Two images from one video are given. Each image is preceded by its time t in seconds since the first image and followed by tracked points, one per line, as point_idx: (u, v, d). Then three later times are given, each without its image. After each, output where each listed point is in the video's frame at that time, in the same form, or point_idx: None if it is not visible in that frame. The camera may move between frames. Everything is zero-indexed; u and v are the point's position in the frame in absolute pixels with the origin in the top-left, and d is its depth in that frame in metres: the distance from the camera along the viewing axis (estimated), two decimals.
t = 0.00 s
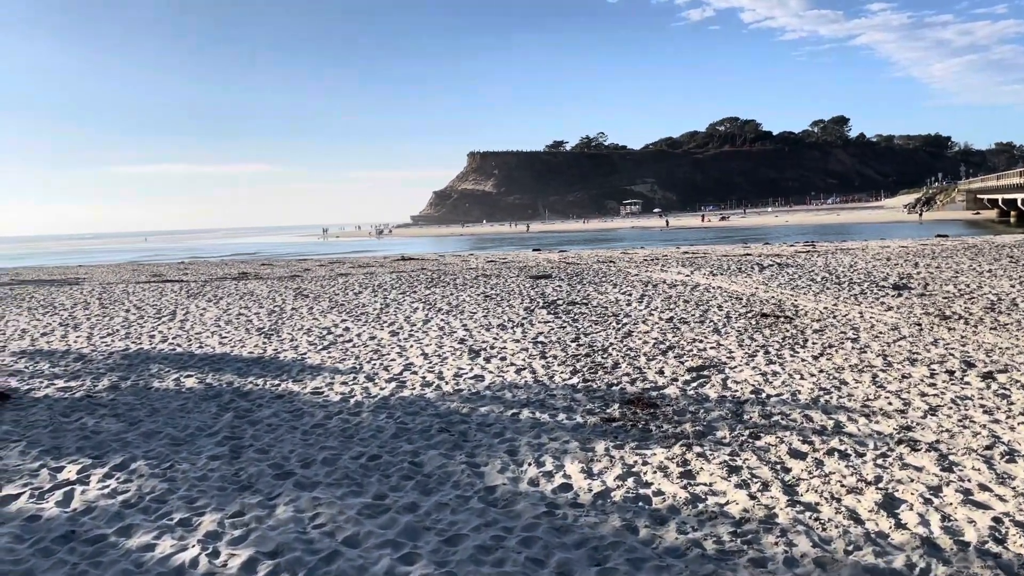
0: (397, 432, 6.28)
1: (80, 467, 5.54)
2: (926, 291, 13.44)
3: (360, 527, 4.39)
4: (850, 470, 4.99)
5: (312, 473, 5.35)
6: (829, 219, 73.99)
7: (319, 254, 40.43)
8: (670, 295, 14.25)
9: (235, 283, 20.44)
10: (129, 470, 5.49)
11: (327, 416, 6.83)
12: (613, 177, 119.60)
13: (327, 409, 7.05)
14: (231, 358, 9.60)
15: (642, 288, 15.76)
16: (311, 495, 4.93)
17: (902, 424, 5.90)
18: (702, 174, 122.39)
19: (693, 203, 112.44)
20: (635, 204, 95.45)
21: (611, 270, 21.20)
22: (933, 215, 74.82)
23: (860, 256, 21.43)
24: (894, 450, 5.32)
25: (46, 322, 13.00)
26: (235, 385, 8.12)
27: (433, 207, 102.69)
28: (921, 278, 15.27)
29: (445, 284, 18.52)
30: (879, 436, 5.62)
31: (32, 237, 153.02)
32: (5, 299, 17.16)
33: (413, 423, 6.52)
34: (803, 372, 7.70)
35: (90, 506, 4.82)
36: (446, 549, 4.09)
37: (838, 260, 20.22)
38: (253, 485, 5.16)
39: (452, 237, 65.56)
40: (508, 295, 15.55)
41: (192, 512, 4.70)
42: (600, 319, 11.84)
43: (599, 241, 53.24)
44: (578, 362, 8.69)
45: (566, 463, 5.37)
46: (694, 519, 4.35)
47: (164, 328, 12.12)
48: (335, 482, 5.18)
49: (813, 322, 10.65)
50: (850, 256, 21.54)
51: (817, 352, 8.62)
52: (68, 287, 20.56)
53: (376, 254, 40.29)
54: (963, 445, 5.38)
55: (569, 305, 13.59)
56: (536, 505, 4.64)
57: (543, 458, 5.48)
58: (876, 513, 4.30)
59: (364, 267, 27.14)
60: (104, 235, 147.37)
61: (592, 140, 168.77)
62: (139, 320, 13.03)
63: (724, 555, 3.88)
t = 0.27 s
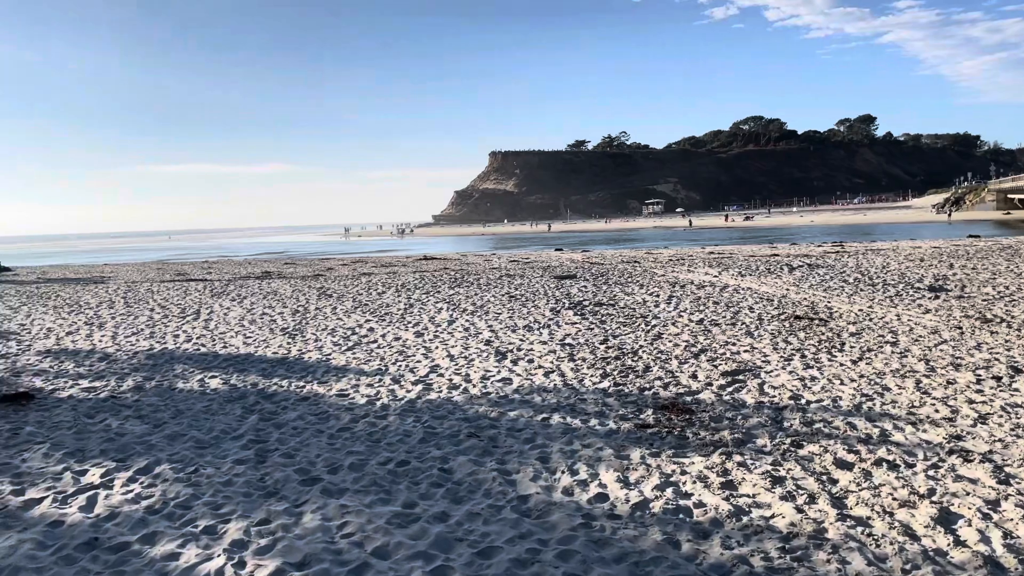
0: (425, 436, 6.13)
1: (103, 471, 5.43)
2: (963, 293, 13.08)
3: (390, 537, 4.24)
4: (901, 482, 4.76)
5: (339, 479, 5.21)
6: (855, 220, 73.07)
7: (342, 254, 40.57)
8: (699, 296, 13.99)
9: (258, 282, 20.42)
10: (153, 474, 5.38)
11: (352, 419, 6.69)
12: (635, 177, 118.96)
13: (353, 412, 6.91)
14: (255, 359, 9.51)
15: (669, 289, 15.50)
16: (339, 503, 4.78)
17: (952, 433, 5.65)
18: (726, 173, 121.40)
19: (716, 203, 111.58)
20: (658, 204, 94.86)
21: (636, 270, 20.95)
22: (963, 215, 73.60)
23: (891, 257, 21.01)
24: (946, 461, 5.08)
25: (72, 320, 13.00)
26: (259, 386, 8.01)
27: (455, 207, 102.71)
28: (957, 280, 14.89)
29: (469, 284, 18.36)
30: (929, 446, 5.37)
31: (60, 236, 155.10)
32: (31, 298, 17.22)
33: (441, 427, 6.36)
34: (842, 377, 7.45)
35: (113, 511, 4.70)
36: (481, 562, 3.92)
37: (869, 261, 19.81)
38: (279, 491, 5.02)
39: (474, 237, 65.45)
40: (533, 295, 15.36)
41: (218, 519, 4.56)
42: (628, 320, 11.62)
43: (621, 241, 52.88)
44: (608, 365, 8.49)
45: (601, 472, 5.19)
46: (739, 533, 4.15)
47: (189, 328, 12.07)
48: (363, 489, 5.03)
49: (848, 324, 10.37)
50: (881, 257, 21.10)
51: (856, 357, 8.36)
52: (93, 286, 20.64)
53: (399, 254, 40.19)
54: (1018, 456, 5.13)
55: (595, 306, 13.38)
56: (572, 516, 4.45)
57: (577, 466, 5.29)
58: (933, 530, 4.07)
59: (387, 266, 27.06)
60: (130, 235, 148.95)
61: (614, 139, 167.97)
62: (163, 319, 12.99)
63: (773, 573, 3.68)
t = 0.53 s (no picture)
0: (462, 437, 5.98)
1: (137, 470, 5.34)
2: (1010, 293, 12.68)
3: (430, 542, 4.08)
4: (965, 490, 4.52)
5: (376, 481, 5.07)
6: (887, 219, 71.93)
7: (370, 253, 40.68)
8: (734, 296, 13.72)
9: (288, 280, 20.43)
10: (187, 473, 5.29)
11: (387, 419, 6.56)
12: (662, 176, 118.19)
13: (387, 412, 6.78)
14: (287, 357, 9.42)
15: (703, 289, 15.23)
16: (376, 505, 4.64)
17: (1014, 438, 5.39)
18: (754, 173, 120.19)
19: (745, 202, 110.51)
20: (685, 204, 94.12)
21: (668, 269, 20.67)
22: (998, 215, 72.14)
23: (929, 256, 20.54)
24: (1012, 468, 4.83)
25: (105, 317, 13.04)
26: (292, 385, 7.91)
27: (481, 207, 102.71)
28: (1002, 280, 14.46)
29: (498, 283, 18.22)
30: (992, 453, 5.12)
31: (93, 235, 157.48)
32: (65, 296, 17.35)
33: (478, 428, 6.20)
34: (892, 379, 7.18)
35: (147, 512, 4.59)
36: (527, 570, 3.75)
37: (908, 261, 19.36)
38: (315, 492, 4.90)
39: (500, 236, 65.32)
40: (564, 294, 15.17)
41: (253, 521, 4.44)
42: (663, 320, 11.40)
43: (649, 240, 52.47)
44: (646, 365, 8.29)
45: (646, 476, 5.00)
46: (797, 544, 3.94)
47: (220, 325, 12.05)
48: (401, 491, 4.89)
49: (892, 325, 10.06)
50: (920, 256, 20.61)
51: (904, 358, 8.08)
52: (126, 284, 20.79)
53: (426, 253, 40.18)
54: None
55: (629, 305, 13.16)
56: (620, 522, 4.27)
57: (621, 469, 5.11)
58: (1006, 543, 3.84)
59: (416, 265, 27.00)
60: (161, 234, 150.89)
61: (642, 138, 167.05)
62: (195, 317, 12.98)
63: None
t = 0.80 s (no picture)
0: (503, 446, 5.81)
1: (172, 477, 5.25)
2: None
3: (475, 559, 3.92)
4: None
5: (416, 492, 4.93)
6: (925, 220, 70.56)
7: (402, 254, 40.75)
8: (774, 299, 13.41)
9: (321, 281, 20.44)
10: (224, 481, 5.18)
11: (425, 425, 6.41)
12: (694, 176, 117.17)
13: (425, 418, 6.63)
14: (322, 359, 9.33)
15: (742, 291, 14.92)
16: (418, 518, 4.49)
17: None
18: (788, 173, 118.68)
19: (778, 202, 109.16)
20: (717, 204, 93.15)
21: (704, 271, 20.34)
22: None
23: (974, 258, 19.97)
24: None
25: (141, 318, 13.08)
26: (328, 388, 7.81)
27: (511, 207, 102.59)
28: None
29: (532, 284, 18.04)
30: None
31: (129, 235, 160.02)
32: (102, 296, 17.49)
33: (519, 436, 6.03)
34: (949, 388, 6.89)
35: (183, 522, 4.49)
36: None
37: (953, 262, 18.85)
38: (354, 503, 4.76)
39: (531, 237, 65.13)
40: (600, 296, 14.94)
41: (291, 533, 4.31)
42: (702, 324, 11.14)
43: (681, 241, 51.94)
44: (688, 371, 8.06)
45: (696, 490, 4.79)
46: (863, 568, 3.72)
47: (255, 327, 12.01)
48: (442, 503, 4.73)
49: (943, 330, 9.72)
50: (965, 258, 20.06)
51: (959, 365, 7.76)
52: (162, 283, 20.95)
53: (459, 253, 40.14)
54: None
55: (667, 308, 12.91)
56: (673, 540, 4.08)
57: (669, 483, 4.91)
58: None
59: (448, 266, 26.91)
60: (195, 234, 152.92)
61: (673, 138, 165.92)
62: (230, 318, 12.96)
63: None
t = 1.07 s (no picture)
0: (538, 454, 5.65)
1: (203, 482, 5.17)
2: None
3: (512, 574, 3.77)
4: None
5: (450, 501, 4.79)
6: (964, 220, 69.08)
7: (432, 254, 40.79)
8: (813, 302, 13.08)
9: (353, 281, 20.43)
10: (254, 487, 5.09)
11: (458, 431, 6.27)
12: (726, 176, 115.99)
13: (458, 423, 6.50)
14: (354, 362, 9.25)
15: (779, 294, 14.60)
16: (452, 529, 4.35)
17: None
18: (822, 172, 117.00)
19: (812, 202, 107.64)
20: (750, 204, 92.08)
21: (739, 272, 19.99)
22: None
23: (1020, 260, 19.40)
24: None
25: (175, 318, 13.12)
26: (359, 392, 7.71)
27: (541, 207, 102.36)
28: None
29: (564, 285, 17.85)
30: None
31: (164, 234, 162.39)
32: (137, 295, 17.63)
33: (554, 444, 5.87)
34: (1003, 397, 6.59)
35: (213, 530, 4.39)
36: None
37: (997, 264, 18.32)
38: (386, 512, 4.64)
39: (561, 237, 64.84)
40: (633, 298, 14.72)
41: (322, 544, 4.19)
42: (740, 327, 10.88)
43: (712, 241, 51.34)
44: (727, 377, 7.84)
45: (742, 503, 4.59)
46: None
47: (287, 328, 11.98)
48: (477, 513, 4.59)
49: (992, 336, 9.36)
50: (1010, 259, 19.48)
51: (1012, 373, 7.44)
52: (195, 283, 21.09)
53: (489, 254, 39.95)
54: None
55: (702, 311, 12.65)
56: (719, 558, 3.89)
57: (713, 496, 4.71)
58: None
59: (479, 266, 26.80)
60: (229, 233, 154.72)
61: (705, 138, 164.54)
62: (262, 319, 12.95)
63: None
